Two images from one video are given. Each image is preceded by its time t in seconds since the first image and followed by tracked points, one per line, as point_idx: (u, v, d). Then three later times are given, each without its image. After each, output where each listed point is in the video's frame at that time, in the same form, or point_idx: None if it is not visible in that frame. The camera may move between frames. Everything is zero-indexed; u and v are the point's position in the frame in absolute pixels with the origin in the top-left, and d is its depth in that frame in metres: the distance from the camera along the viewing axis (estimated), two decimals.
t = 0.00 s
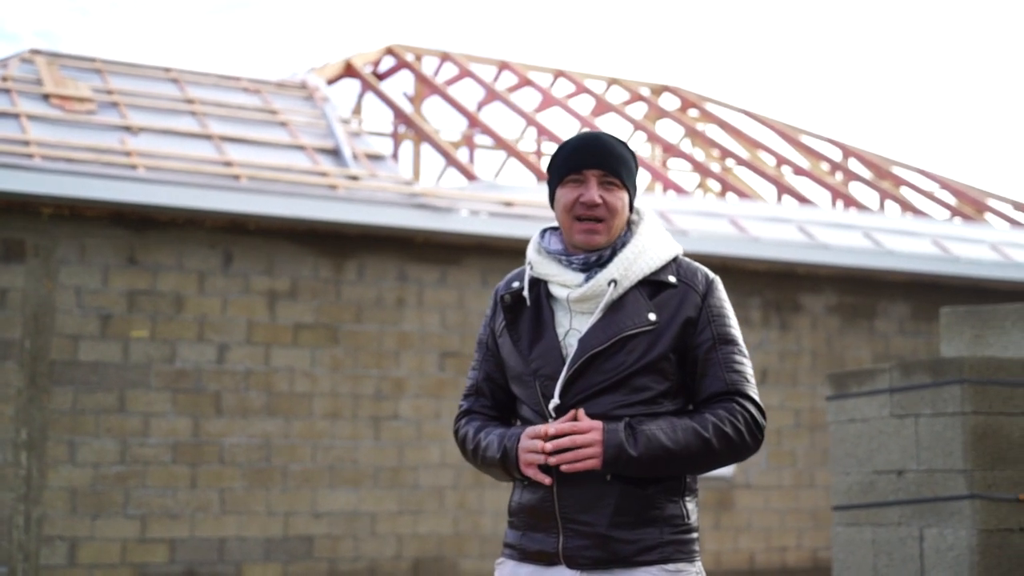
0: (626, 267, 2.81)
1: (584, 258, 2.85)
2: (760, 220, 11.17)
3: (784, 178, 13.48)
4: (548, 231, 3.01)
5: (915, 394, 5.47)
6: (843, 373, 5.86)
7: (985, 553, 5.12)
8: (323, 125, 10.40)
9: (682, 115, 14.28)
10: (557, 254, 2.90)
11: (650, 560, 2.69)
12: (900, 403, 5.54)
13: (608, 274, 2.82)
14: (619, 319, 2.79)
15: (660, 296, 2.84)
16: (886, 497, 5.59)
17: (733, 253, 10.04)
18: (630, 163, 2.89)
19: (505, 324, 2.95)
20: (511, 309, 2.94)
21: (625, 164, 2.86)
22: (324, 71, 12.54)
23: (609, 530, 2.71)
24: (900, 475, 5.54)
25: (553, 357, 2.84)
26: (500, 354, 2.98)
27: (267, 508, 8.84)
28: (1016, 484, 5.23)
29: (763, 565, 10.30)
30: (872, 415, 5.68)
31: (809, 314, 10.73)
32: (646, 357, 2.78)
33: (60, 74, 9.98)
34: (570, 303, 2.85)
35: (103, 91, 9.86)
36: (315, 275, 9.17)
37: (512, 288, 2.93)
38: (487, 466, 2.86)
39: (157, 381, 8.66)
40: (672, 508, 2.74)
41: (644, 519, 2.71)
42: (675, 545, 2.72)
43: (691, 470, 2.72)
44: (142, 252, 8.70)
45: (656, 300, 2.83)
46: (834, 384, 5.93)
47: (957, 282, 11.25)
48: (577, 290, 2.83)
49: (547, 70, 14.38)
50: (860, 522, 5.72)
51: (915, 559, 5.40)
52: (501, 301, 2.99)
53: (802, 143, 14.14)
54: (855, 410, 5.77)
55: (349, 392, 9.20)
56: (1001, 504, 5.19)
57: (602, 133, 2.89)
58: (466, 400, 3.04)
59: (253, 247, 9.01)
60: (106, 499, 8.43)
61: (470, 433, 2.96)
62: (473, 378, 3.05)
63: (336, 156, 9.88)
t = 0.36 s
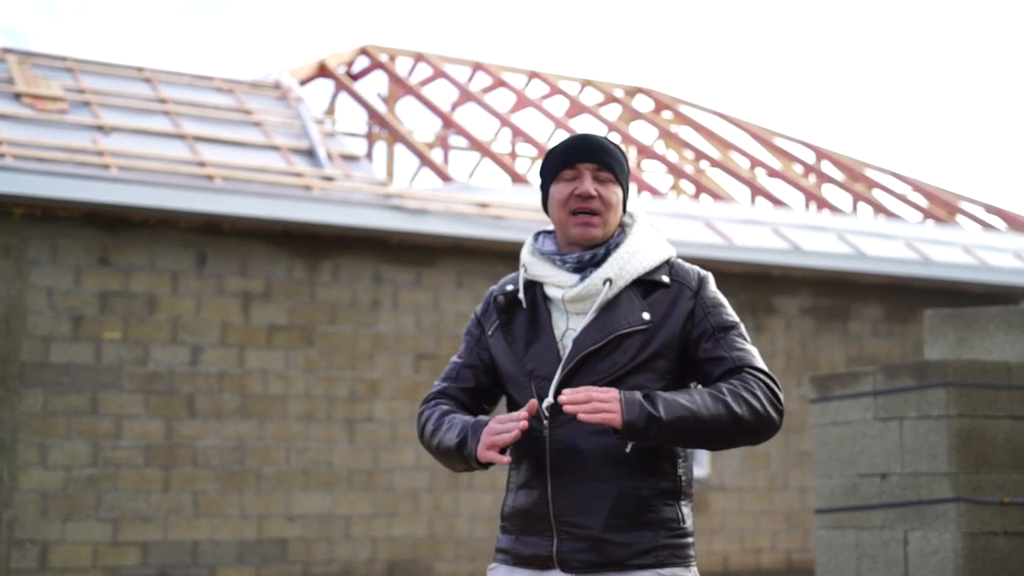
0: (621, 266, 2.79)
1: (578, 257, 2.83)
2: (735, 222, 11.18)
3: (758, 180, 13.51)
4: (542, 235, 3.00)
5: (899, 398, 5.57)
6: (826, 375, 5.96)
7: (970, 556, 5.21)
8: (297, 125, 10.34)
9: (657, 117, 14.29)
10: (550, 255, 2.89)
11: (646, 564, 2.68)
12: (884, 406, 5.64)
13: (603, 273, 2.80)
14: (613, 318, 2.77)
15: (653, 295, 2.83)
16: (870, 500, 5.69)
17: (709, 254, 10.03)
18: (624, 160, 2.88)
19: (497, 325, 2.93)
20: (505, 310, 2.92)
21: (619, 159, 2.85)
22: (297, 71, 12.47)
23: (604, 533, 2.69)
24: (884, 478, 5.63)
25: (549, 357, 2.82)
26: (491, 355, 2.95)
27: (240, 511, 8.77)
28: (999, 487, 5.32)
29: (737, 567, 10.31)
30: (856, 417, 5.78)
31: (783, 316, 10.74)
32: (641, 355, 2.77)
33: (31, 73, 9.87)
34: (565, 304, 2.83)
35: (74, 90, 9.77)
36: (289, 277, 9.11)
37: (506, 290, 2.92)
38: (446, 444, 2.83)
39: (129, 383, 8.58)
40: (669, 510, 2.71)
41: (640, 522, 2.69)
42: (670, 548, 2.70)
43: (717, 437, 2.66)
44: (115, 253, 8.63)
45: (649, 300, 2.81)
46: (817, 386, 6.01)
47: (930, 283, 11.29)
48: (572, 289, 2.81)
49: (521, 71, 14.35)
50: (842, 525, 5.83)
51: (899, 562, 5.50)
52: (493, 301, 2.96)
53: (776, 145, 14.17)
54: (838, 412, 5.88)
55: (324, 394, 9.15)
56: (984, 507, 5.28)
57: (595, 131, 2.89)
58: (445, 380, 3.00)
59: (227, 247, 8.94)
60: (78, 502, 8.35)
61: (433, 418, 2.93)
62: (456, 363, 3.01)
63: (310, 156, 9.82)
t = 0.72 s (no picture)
0: (616, 266, 2.79)
1: (573, 257, 2.83)
2: (712, 224, 11.19)
3: (735, 183, 13.53)
4: (535, 234, 2.99)
5: (886, 399, 5.61)
6: (811, 378, 6.01)
7: (956, 558, 5.29)
8: (275, 125, 10.30)
9: (634, 119, 14.30)
10: (544, 255, 2.88)
11: (642, 565, 2.66)
12: (869, 408, 5.70)
13: (598, 274, 2.80)
14: (609, 318, 2.77)
15: (649, 296, 2.83)
16: (856, 501, 5.75)
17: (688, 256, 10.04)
18: (620, 162, 2.88)
19: (490, 326, 2.93)
20: (499, 309, 2.92)
21: (615, 160, 2.85)
22: (275, 71, 12.41)
23: (600, 534, 2.67)
24: (869, 480, 5.69)
25: (544, 357, 2.81)
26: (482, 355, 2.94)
27: (218, 513, 8.72)
28: (986, 488, 5.38)
29: (714, 568, 10.32)
30: (843, 419, 5.83)
31: (761, 318, 10.77)
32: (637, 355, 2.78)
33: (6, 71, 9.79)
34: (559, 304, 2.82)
35: (51, 88, 9.69)
36: (267, 277, 9.07)
37: (500, 290, 2.92)
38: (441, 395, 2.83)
39: (106, 383, 8.53)
40: (664, 513, 2.71)
41: (636, 524, 2.68)
42: (666, 550, 2.69)
43: (704, 410, 2.65)
44: (91, 253, 8.57)
45: (645, 300, 2.82)
46: (803, 387, 6.05)
47: (907, 286, 11.35)
48: (567, 289, 2.80)
49: (498, 72, 14.33)
50: (829, 527, 5.90)
51: (885, 562, 5.59)
52: (487, 300, 2.96)
53: (752, 147, 14.21)
54: (824, 414, 5.93)
55: (302, 395, 9.12)
56: (971, 509, 5.34)
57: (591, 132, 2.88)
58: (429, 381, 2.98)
59: (205, 247, 8.90)
60: (54, 503, 8.29)
61: (425, 396, 2.89)
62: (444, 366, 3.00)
63: (289, 156, 9.78)
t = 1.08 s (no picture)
0: (617, 265, 2.77)
1: (573, 256, 2.81)
2: (701, 223, 11.19)
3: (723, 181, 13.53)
4: (534, 232, 2.98)
5: (886, 398, 5.62)
6: (808, 377, 6.03)
7: (955, 556, 5.28)
8: (263, 123, 10.25)
9: (622, 117, 14.29)
10: (544, 254, 2.87)
11: (647, 567, 2.65)
12: (866, 407, 5.71)
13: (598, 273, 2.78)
14: (611, 318, 2.75)
15: (651, 294, 2.80)
16: (853, 501, 5.76)
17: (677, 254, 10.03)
18: (619, 162, 2.86)
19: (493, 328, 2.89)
20: (499, 310, 2.88)
21: (614, 159, 2.83)
22: (263, 69, 12.36)
23: (605, 536, 2.65)
24: (867, 479, 5.70)
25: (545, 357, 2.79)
26: (485, 356, 2.92)
27: (207, 513, 8.69)
28: (983, 487, 5.38)
29: (704, 567, 10.31)
30: (839, 418, 5.84)
31: (750, 317, 10.77)
32: (640, 355, 2.76)
33: None
34: (560, 304, 2.81)
35: (37, 87, 9.63)
36: (256, 276, 9.04)
37: (500, 290, 2.88)
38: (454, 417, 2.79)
39: (94, 383, 8.48)
40: (669, 513, 2.69)
41: (641, 525, 2.66)
42: (671, 551, 2.67)
43: (695, 433, 2.64)
44: (79, 252, 8.52)
45: (647, 299, 2.79)
46: (798, 387, 6.09)
47: (895, 284, 11.37)
48: (567, 288, 2.79)
49: (486, 71, 14.30)
50: (826, 526, 5.91)
51: (882, 562, 5.58)
52: (488, 300, 2.92)
53: (740, 146, 14.22)
54: (820, 413, 5.95)
55: (291, 395, 9.08)
56: (969, 508, 5.35)
57: (587, 129, 2.86)
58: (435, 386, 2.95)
59: (193, 247, 8.85)
60: (42, 504, 8.24)
61: (433, 410, 2.88)
62: (447, 370, 2.96)
63: (277, 155, 9.75)
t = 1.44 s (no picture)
0: (619, 263, 2.75)
1: (575, 253, 2.79)
2: (696, 223, 11.17)
3: (718, 181, 13.52)
4: (534, 229, 2.95)
5: (885, 397, 5.60)
6: (806, 376, 6.03)
7: (955, 557, 5.27)
8: (257, 122, 10.21)
9: (616, 117, 14.27)
10: (546, 251, 2.84)
11: (650, 568, 2.62)
12: (865, 406, 5.70)
13: (600, 271, 2.75)
14: (614, 318, 2.72)
15: (655, 292, 2.77)
16: (851, 500, 5.75)
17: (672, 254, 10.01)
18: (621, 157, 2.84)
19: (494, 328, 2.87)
20: (499, 309, 2.86)
21: (614, 154, 2.81)
22: (256, 69, 12.33)
23: (606, 538, 2.63)
24: (866, 479, 5.69)
25: (547, 358, 2.76)
26: (488, 358, 2.89)
27: (200, 514, 8.66)
28: (984, 487, 5.37)
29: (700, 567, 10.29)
30: (838, 417, 5.83)
31: (745, 317, 10.75)
32: (642, 355, 2.71)
33: None
34: (561, 302, 2.78)
35: (30, 85, 9.59)
36: (249, 276, 9.01)
37: (500, 288, 2.86)
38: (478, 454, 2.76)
39: (87, 383, 8.44)
40: (672, 514, 2.67)
41: (643, 526, 2.64)
42: (674, 553, 2.64)
43: (686, 465, 2.66)
44: (72, 251, 8.48)
45: (650, 298, 2.76)
46: (796, 386, 6.08)
47: (890, 284, 11.36)
48: (568, 287, 2.76)
49: (480, 71, 14.27)
50: (825, 526, 5.90)
51: (882, 562, 5.57)
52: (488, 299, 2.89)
53: (735, 146, 14.20)
54: (818, 412, 5.94)
55: (285, 395, 9.05)
56: (969, 508, 5.33)
57: (588, 123, 2.84)
58: (451, 405, 2.93)
59: (186, 246, 8.82)
60: (35, 505, 8.21)
61: (456, 434, 2.85)
62: (458, 383, 2.94)
63: (271, 155, 9.71)
